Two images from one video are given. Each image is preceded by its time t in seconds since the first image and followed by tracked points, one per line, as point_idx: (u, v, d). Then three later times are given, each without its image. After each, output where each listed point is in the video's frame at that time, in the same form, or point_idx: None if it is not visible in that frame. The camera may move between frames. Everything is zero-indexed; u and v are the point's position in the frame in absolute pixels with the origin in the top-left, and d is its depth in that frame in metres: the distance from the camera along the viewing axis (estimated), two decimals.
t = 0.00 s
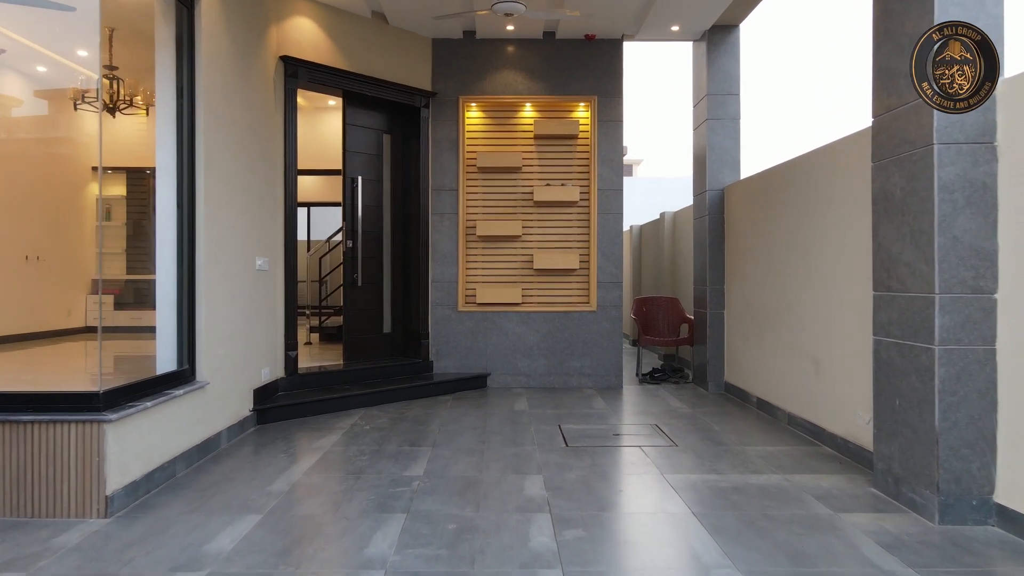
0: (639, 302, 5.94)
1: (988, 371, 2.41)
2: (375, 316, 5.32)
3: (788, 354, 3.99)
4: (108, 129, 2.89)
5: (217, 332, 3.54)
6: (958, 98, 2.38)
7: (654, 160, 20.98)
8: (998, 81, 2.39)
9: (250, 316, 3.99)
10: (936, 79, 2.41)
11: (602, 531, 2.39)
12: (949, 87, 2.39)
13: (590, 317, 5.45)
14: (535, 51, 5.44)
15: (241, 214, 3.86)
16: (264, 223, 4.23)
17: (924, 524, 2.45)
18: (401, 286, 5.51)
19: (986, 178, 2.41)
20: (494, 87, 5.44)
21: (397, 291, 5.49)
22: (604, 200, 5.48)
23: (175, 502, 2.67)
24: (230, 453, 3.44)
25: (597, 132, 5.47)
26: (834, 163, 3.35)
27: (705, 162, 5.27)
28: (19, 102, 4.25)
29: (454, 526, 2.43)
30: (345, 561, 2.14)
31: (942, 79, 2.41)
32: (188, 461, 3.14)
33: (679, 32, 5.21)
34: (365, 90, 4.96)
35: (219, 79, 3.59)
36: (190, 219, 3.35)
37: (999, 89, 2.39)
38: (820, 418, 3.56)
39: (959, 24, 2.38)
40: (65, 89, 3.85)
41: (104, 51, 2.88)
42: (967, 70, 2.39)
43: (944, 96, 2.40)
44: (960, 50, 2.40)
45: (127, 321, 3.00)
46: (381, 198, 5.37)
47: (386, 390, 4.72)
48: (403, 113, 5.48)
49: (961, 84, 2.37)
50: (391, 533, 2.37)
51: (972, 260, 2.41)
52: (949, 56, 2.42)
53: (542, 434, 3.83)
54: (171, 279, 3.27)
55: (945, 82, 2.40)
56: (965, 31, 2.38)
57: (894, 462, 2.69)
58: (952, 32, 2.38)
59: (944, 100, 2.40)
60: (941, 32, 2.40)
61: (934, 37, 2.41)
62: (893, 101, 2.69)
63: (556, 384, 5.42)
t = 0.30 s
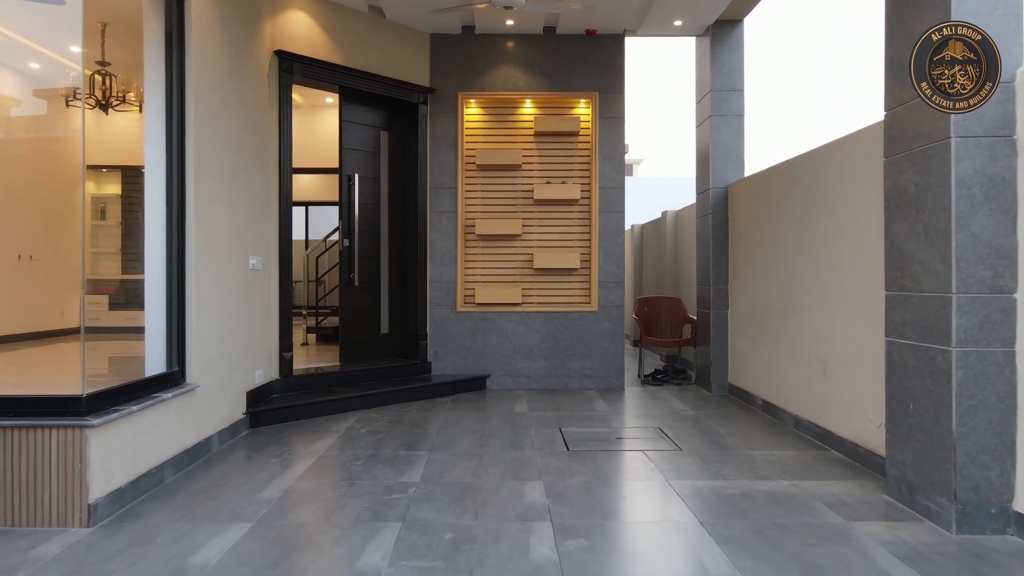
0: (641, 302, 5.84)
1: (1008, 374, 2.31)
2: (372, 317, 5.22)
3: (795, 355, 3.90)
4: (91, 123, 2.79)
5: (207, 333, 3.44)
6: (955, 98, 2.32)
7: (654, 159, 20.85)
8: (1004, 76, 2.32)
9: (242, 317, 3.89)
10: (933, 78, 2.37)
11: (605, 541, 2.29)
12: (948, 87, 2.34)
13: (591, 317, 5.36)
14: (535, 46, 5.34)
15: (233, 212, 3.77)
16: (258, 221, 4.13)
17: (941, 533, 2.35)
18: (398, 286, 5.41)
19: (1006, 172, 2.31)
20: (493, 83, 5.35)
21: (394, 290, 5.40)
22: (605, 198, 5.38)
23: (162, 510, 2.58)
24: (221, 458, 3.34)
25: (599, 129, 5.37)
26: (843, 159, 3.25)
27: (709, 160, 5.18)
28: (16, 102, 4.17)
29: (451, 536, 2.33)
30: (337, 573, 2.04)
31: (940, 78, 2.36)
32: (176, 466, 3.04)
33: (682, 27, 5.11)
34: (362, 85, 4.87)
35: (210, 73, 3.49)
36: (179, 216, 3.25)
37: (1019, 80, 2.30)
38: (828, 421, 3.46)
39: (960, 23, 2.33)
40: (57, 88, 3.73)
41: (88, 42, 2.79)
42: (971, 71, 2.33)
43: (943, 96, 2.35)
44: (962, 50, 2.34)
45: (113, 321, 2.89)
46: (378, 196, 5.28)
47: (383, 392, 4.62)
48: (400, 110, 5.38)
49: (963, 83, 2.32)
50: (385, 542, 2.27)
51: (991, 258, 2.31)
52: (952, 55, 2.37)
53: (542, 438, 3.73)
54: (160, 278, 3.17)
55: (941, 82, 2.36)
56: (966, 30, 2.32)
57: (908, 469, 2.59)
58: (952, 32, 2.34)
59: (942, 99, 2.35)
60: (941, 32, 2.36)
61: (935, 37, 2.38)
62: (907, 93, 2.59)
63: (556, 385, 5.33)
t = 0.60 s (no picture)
0: (644, 302, 5.75)
1: None
2: (370, 317, 5.13)
3: (803, 356, 3.80)
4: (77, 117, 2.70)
5: (199, 334, 3.34)
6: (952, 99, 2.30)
7: (654, 159, 20.72)
8: (1004, 72, 2.21)
9: (236, 317, 3.79)
10: (934, 80, 2.39)
11: (610, 552, 2.19)
12: (948, 87, 2.32)
13: (593, 317, 5.26)
14: (536, 41, 5.25)
15: (227, 209, 3.67)
16: (252, 219, 4.03)
17: (961, 543, 2.25)
18: (397, 286, 5.31)
19: None
20: (494, 79, 5.25)
21: (393, 290, 5.30)
22: (608, 196, 5.28)
23: (149, 518, 2.48)
24: (213, 462, 3.24)
25: (602, 126, 5.27)
26: (855, 154, 3.15)
27: (713, 157, 5.09)
28: (15, 102, 4.02)
29: (451, 546, 2.23)
30: None
31: (941, 80, 2.36)
32: (166, 472, 2.94)
33: (686, 22, 5.02)
34: (360, 81, 4.77)
35: (202, 66, 3.39)
36: (171, 213, 3.15)
37: None
38: (839, 424, 3.37)
39: (962, 23, 2.29)
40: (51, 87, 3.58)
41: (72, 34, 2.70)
42: (973, 70, 2.25)
43: (943, 97, 2.35)
44: (965, 49, 2.29)
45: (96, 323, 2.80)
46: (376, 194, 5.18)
47: (381, 394, 4.53)
48: (399, 106, 5.29)
49: (959, 82, 2.28)
50: (381, 553, 2.17)
51: (1014, 256, 2.21)
52: (953, 56, 2.33)
53: (544, 441, 3.63)
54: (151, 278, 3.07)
55: (938, 83, 2.37)
56: (966, 30, 2.28)
57: (926, 475, 2.49)
58: (953, 32, 2.33)
59: (941, 100, 2.36)
60: (941, 33, 2.37)
61: (937, 39, 2.39)
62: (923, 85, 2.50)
63: (558, 387, 5.23)
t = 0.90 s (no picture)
0: (647, 302, 5.66)
1: None
2: (368, 317, 5.03)
3: (811, 358, 3.71)
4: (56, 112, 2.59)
5: (191, 336, 3.24)
6: (952, 100, 2.32)
7: (654, 159, 20.63)
8: (1004, 72, 2.12)
9: (230, 319, 3.70)
10: (932, 78, 2.38)
11: (616, 564, 2.10)
12: (948, 87, 2.32)
13: (596, 318, 5.16)
14: (537, 37, 5.16)
15: (220, 207, 3.57)
16: (247, 218, 3.94)
17: (983, 555, 2.16)
18: (396, 286, 5.21)
19: None
20: (495, 75, 5.16)
21: (392, 290, 5.21)
22: (610, 195, 5.18)
23: (136, 528, 2.38)
24: (205, 468, 3.14)
25: (604, 123, 5.18)
26: (867, 151, 3.06)
27: (717, 154, 4.99)
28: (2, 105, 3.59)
29: (450, 558, 2.14)
30: None
31: (940, 79, 2.36)
32: (156, 478, 2.85)
33: (690, 17, 4.92)
34: (357, 77, 4.68)
35: (195, 60, 3.29)
36: (162, 212, 3.06)
37: None
38: (849, 429, 3.27)
39: (964, 22, 2.28)
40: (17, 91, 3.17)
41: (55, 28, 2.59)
42: (974, 69, 2.21)
43: (943, 97, 2.36)
44: (965, 49, 2.26)
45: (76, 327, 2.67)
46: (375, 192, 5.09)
47: (379, 397, 4.44)
48: (398, 103, 5.20)
49: (959, 81, 2.26)
50: (376, 565, 2.08)
51: None
52: (953, 55, 2.31)
53: (546, 446, 3.54)
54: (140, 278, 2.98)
55: (937, 83, 2.37)
56: (966, 30, 2.27)
57: (944, 483, 2.39)
58: (953, 32, 2.32)
59: (939, 100, 2.37)
60: (942, 33, 2.36)
61: (937, 37, 2.37)
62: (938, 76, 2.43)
63: (560, 389, 5.14)
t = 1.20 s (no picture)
0: (651, 303, 5.57)
1: None
2: (367, 318, 4.94)
3: (821, 361, 3.61)
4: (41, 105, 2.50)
5: (185, 338, 3.15)
6: (952, 100, 2.29)
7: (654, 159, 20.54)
8: (1003, 71, 2.12)
9: (225, 320, 3.60)
10: (931, 78, 2.31)
11: None
12: (948, 87, 2.29)
13: (599, 319, 5.07)
14: (540, 32, 5.07)
15: (215, 206, 3.48)
16: (243, 216, 3.85)
17: (1008, 567, 2.07)
18: (395, 286, 5.12)
19: None
20: (496, 72, 5.07)
21: (391, 291, 5.11)
22: (614, 193, 5.09)
23: (125, 538, 2.29)
24: (199, 474, 3.05)
25: (608, 121, 5.09)
26: (882, 148, 2.97)
27: (723, 152, 4.91)
28: None
29: (452, 570, 2.05)
30: None
31: (939, 78, 2.30)
32: (148, 486, 2.76)
33: (695, 12, 4.84)
34: (357, 73, 4.60)
35: (188, 54, 3.20)
36: (154, 210, 2.97)
37: None
38: (862, 434, 3.18)
39: (961, 23, 2.27)
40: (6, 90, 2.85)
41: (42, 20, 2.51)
42: (974, 70, 2.22)
43: (942, 97, 2.32)
44: (965, 50, 2.25)
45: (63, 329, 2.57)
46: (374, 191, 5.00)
47: (379, 399, 4.34)
48: (398, 101, 5.11)
49: (959, 81, 2.26)
50: None
51: None
52: (952, 56, 2.28)
53: (550, 451, 3.45)
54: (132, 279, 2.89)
55: (937, 84, 2.31)
56: (966, 31, 2.25)
57: (965, 491, 2.30)
58: (951, 33, 2.29)
59: (937, 100, 2.33)
60: (939, 33, 2.31)
61: (934, 37, 2.32)
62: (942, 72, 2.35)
63: (563, 392, 5.05)
